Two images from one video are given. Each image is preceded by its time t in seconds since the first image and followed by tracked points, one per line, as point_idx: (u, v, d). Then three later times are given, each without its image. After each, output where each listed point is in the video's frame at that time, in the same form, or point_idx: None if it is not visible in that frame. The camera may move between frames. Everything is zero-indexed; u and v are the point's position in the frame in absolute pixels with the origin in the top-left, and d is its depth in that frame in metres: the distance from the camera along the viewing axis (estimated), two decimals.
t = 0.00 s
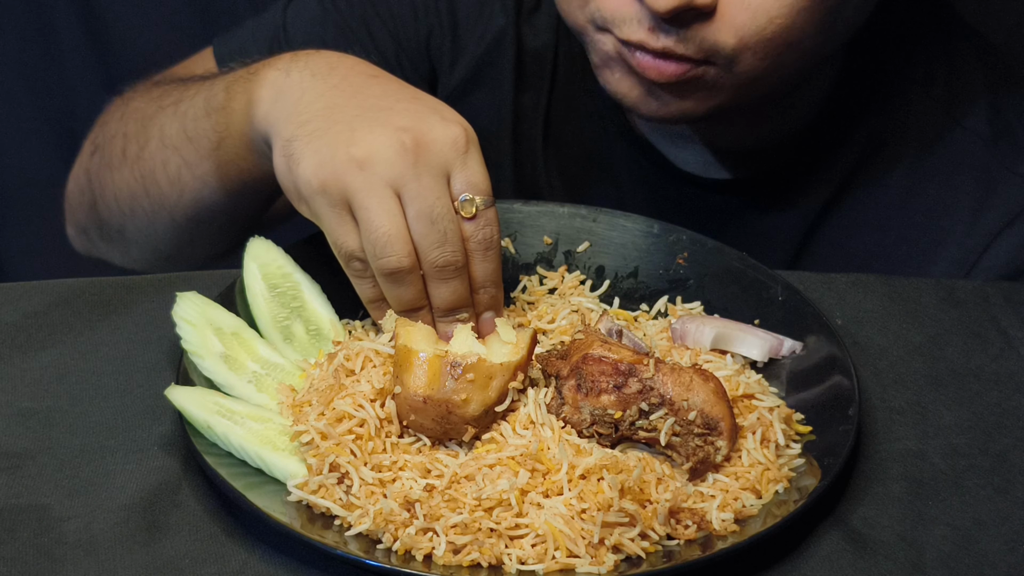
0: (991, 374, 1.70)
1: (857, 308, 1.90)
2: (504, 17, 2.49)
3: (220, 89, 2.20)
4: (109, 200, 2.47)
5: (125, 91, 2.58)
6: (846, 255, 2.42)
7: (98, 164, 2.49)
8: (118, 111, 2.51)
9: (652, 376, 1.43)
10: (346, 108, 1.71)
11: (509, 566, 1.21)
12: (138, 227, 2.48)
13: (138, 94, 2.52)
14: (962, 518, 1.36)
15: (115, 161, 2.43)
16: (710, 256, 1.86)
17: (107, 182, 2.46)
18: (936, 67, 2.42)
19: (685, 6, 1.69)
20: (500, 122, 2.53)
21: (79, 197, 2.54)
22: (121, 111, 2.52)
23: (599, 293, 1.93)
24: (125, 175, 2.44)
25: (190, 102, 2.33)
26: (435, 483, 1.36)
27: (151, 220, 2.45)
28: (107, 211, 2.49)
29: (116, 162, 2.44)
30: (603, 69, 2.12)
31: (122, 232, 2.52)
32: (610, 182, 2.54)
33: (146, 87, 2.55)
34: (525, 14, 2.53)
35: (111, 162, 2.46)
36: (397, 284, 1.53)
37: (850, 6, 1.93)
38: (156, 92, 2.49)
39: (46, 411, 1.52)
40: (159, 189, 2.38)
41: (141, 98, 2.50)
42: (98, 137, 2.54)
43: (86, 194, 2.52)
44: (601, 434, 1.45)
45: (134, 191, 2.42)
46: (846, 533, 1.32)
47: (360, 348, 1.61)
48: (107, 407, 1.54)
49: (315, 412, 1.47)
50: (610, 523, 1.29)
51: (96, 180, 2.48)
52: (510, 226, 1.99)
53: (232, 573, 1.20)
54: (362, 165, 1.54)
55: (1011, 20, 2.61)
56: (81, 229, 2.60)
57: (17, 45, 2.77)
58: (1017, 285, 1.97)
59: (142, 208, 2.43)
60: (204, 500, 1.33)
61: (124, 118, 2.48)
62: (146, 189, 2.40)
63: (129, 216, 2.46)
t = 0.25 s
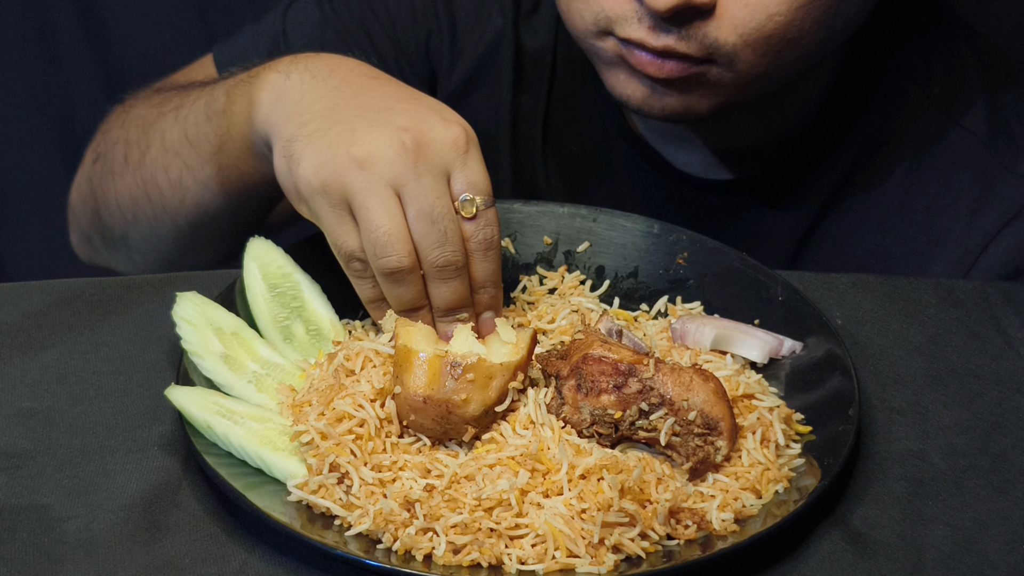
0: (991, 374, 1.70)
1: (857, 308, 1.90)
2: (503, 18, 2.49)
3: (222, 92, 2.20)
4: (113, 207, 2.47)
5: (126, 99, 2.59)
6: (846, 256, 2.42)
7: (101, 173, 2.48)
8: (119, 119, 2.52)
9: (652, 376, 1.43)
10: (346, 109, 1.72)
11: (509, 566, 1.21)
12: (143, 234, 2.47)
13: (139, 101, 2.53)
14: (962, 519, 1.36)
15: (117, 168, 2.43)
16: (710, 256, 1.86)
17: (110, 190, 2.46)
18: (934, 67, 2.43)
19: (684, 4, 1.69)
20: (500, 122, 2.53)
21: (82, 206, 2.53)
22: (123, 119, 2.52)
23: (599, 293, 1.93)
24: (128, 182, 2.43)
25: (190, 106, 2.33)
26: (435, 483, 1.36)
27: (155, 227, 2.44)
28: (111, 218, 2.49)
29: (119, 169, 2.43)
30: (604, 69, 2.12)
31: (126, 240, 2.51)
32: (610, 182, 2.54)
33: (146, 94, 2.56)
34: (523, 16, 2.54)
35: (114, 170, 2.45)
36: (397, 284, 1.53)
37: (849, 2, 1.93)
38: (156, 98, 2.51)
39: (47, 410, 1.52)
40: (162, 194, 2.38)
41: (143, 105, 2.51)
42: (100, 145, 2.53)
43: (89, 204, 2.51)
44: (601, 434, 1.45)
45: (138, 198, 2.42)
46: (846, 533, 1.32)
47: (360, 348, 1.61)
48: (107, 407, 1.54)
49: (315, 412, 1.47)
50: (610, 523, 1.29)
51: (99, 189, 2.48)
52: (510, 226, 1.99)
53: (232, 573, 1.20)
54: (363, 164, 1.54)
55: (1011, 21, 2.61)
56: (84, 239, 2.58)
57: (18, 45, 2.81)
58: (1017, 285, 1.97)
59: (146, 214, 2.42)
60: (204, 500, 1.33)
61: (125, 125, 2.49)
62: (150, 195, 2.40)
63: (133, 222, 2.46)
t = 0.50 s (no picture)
0: (991, 374, 1.70)
1: (857, 308, 1.90)
2: (502, 19, 2.49)
3: (224, 97, 2.20)
4: (117, 215, 2.45)
5: (130, 107, 2.59)
6: (847, 256, 2.42)
7: (105, 182, 2.47)
8: (123, 127, 2.52)
9: (652, 376, 1.43)
10: (347, 110, 1.72)
11: (509, 566, 1.21)
12: (148, 242, 2.44)
13: (143, 109, 2.53)
14: (962, 518, 1.36)
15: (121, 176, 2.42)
16: (710, 255, 1.86)
17: (114, 198, 2.44)
18: (935, 67, 2.42)
19: (685, 6, 1.69)
20: (500, 122, 2.53)
21: (87, 215, 2.52)
22: (126, 127, 2.53)
23: (599, 293, 1.93)
24: (132, 190, 2.42)
25: (193, 112, 2.34)
26: (435, 483, 1.36)
27: (159, 234, 2.41)
28: (115, 227, 2.47)
29: (123, 177, 2.42)
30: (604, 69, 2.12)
31: (132, 249, 2.48)
32: (610, 182, 2.55)
33: (149, 102, 2.56)
34: (522, 17, 2.53)
35: (118, 178, 2.44)
36: (397, 283, 1.53)
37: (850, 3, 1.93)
38: (159, 105, 2.51)
39: (46, 410, 1.52)
40: (165, 200, 2.36)
41: (146, 113, 2.51)
42: (104, 154, 2.53)
43: (94, 213, 2.50)
44: (601, 434, 1.45)
45: (141, 205, 2.40)
46: (846, 533, 1.32)
47: (360, 348, 1.61)
48: (107, 407, 1.54)
49: (315, 412, 1.47)
50: (610, 523, 1.29)
51: (103, 197, 2.46)
52: (510, 226, 1.99)
53: (232, 573, 1.20)
54: (364, 165, 1.54)
55: (1012, 23, 2.61)
56: (91, 248, 2.57)
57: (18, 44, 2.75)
58: (1017, 285, 1.97)
59: (150, 221, 2.40)
60: (204, 500, 1.33)
61: (129, 133, 2.49)
62: (153, 202, 2.38)
63: (136, 229, 2.43)
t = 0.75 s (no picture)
0: (991, 374, 1.70)
1: (857, 308, 1.90)
2: (502, 19, 2.49)
3: (225, 99, 2.21)
4: (119, 219, 2.44)
5: (131, 110, 2.59)
6: (847, 256, 2.42)
7: (107, 185, 2.47)
8: (125, 130, 2.52)
9: (652, 376, 1.43)
10: (347, 110, 1.72)
11: (509, 566, 1.21)
12: (151, 246, 2.44)
13: (144, 112, 2.53)
14: (962, 518, 1.36)
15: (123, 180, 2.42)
16: (710, 255, 1.86)
17: (117, 201, 2.44)
18: (934, 67, 2.43)
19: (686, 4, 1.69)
20: (500, 123, 2.53)
21: (90, 219, 2.52)
22: (128, 129, 2.53)
23: (599, 293, 1.93)
24: (134, 193, 2.42)
25: (195, 115, 2.35)
26: (435, 483, 1.36)
27: (161, 236, 2.41)
28: (118, 230, 2.47)
29: (125, 181, 2.42)
30: (607, 79, 2.12)
31: (135, 253, 2.48)
32: (611, 182, 2.55)
33: (151, 104, 2.56)
34: (522, 17, 2.53)
35: (120, 182, 2.44)
36: (397, 283, 1.53)
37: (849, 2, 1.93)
38: (160, 108, 2.51)
39: (46, 410, 1.52)
40: (167, 203, 2.36)
41: (147, 116, 2.51)
42: (106, 157, 2.53)
43: (96, 217, 2.49)
44: (601, 434, 1.45)
45: (144, 209, 2.40)
46: (846, 533, 1.32)
47: (360, 348, 1.61)
48: (107, 407, 1.54)
49: (315, 412, 1.47)
50: (610, 523, 1.29)
51: (105, 201, 2.46)
52: (510, 226, 1.99)
53: (232, 573, 1.20)
54: (364, 165, 1.54)
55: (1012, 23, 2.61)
56: (93, 252, 2.56)
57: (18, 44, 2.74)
58: (1017, 285, 1.97)
59: (153, 224, 2.40)
60: (204, 500, 1.33)
61: (130, 135, 2.49)
62: (156, 206, 2.38)
63: (139, 232, 2.43)
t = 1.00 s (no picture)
0: (991, 374, 1.70)
1: (857, 308, 1.90)
2: (501, 19, 2.49)
3: (222, 97, 2.21)
4: (117, 216, 2.44)
5: (128, 107, 2.59)
6: (847, 256, 2.42)
7: (104, 182, 2.46)
8: (122, 127, 2.52)
9: (652, 376, 1.43)
10: (346, 111, 1.71)
11: (509, 566, 1.21)
12: (149, 243, 2.43)
13: (142, 108, 2.53)
14: (963, 518, 1.36)
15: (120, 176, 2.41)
16: (710, 255, 1.86)
17: (115, 199, 2.43)
18: (934, 68, 2.43)
19: (684, 3, 1.69)
20: (500, 123, 2.53)
21: (87, 216, 2.51)
22: (125, 126, 2.52)
23: (599, 293, 1.93)
24: (132, 190, 2.41)
25: (191, 112, 2.35)
26: (435, 483, 1.36)
27: (160, 234, 2.41)
28: (115, 227, 2.46)
29: (122, 178, 2.41)
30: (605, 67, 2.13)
31: (132, 250, 2.47)
32: (610, 182, 2.55)
33: (148, 101, 2.55)
34: (521, 17, 2.53)
35: (117, 179, 2.43)
36: (397, 284, 1.53)
37: (851, 2, 1.93)
38: (158, 105, 2.51)
39: (47, 410, 1.52)
40: (164, 200, 2.36)
41: (144, 111, 2.51)
42: (103, 154, 2.52)
43: (94, 214, 2.49)
44: (601, 434, 1.45)
45: (142, 206, 2.39)
46: (846, 533, 1.32)
47: (360, 348, 1.61)
48: (107, 407, 1.54)
49: (315, 412, 1.47)
50: (610, 523, 1.29)
51: (103, 198, 2.45)
52: (510, 226, 1.99)
53: (232, 573, 1.20)
54: (364, 165, 1.54)
55: (1012, 23, 2.61)
56: (91, 249, 2.55)
57: (18, 44, 2.75)
58: (1017, 285, 1.97)
59: (150, 222, 2.39)
60: (204, 500, 1.33)
61: (127, 133, 2.49)
62: (153, 203, 2.37)
63: (137, 230, 2.42)
